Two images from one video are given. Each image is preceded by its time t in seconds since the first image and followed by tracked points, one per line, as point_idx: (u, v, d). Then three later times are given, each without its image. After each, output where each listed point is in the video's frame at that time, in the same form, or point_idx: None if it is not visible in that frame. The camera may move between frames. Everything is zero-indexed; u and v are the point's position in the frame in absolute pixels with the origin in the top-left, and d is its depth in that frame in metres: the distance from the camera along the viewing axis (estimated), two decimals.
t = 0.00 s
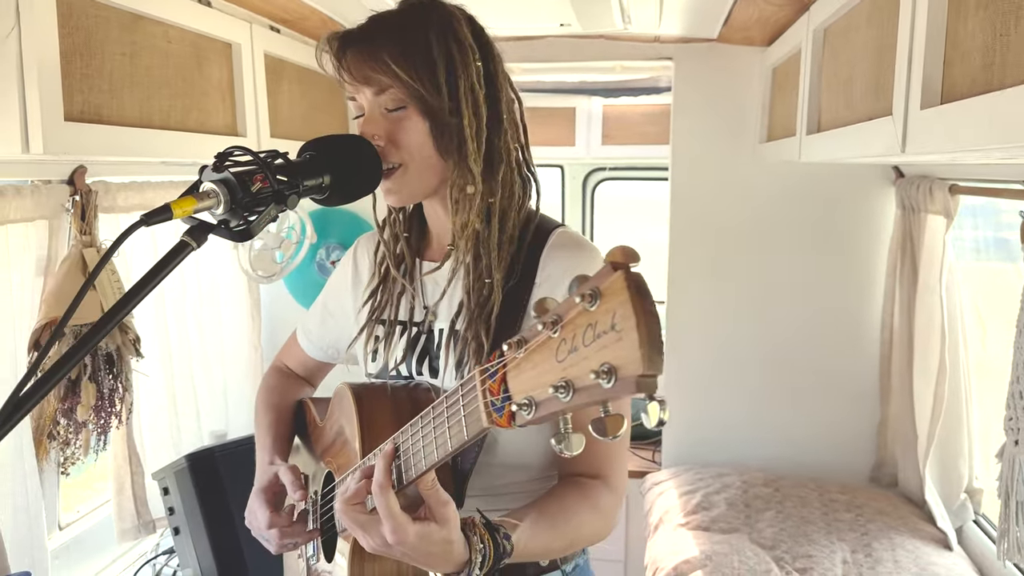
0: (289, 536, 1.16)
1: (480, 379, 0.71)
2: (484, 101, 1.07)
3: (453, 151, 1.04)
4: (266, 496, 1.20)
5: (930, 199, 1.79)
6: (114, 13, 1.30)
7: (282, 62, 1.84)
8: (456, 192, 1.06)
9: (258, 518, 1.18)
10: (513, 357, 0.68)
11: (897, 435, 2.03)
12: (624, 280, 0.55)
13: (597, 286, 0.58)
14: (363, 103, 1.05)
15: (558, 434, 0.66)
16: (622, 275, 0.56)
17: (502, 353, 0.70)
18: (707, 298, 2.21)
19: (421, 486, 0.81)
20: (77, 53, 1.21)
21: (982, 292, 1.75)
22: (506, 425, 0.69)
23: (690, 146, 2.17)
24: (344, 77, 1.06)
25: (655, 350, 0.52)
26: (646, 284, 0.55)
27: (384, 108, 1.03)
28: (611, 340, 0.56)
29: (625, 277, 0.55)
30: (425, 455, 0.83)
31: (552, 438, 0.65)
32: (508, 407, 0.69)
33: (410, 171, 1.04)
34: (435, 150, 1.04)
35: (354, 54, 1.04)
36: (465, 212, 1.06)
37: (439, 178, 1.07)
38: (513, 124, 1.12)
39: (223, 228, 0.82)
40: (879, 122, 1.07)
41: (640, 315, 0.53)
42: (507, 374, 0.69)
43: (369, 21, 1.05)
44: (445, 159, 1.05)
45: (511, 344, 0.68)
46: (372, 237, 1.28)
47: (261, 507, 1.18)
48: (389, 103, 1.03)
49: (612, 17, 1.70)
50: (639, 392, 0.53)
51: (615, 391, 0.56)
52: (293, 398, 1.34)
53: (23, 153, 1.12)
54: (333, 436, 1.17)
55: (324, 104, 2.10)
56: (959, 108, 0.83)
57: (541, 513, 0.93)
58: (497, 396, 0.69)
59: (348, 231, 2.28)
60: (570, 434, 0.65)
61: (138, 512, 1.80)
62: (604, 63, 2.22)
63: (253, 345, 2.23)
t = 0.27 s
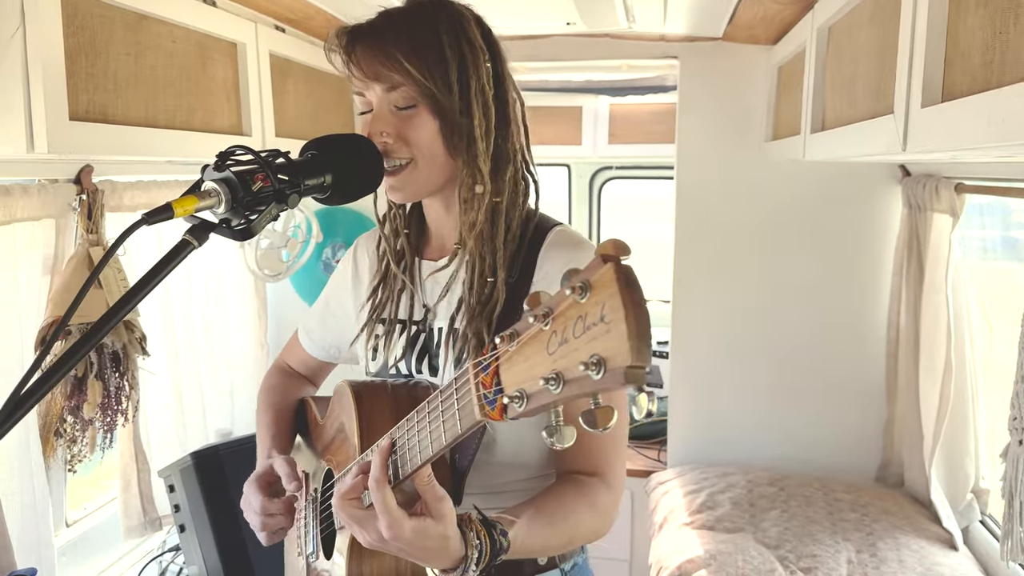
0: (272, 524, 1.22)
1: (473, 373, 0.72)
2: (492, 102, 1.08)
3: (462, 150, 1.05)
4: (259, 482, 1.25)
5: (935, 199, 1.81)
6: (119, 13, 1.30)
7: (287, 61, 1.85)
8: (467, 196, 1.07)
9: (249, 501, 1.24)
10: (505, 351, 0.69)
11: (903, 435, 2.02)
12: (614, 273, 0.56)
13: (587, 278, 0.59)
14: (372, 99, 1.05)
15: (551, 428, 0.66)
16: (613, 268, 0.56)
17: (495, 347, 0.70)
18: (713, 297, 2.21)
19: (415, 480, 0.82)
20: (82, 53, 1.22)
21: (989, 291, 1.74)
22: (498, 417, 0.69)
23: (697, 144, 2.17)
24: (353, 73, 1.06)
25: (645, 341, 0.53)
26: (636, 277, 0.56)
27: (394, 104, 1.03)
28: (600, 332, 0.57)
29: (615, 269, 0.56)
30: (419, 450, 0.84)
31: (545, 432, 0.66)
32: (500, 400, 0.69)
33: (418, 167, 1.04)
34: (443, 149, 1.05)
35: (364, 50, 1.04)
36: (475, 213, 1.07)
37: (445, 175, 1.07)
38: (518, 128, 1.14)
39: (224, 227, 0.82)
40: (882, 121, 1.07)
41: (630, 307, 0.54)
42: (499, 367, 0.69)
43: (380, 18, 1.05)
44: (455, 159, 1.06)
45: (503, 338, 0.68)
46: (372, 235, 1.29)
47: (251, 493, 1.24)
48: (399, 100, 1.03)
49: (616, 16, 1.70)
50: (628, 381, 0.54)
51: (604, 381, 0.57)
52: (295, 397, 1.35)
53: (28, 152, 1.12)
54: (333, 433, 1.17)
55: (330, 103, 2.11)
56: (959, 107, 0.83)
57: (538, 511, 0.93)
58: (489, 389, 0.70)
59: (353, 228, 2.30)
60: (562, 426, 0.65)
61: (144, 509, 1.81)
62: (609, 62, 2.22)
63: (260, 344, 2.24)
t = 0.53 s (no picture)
0: (282, 534, 1.19)
1: (463, 369, 0.73)
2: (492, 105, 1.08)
3: (461, 155, 1.05)
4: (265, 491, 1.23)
5: (941, 197, 1.79)
6: (122, 13, 1.31)
7: (291, 61, 1.86)
8: (467, 199, 1.07)
9: (256, 512, 1.21)
10: (495, 346, 0.70)
11: (909, 435, 2.01)
12: (599, 266, 0.57)
13: (573, 272, 0.59)
14: (371, 101, 1.05)
15: (540, 421, 0.66)
16: (597, 261, 0.57)
17: (485, 343, 0.71)
18: (718, 298, 2.21)
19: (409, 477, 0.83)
20: (85, 52, 1.22)
21: (995, 291, 1.73)
22: (488, 412, 0.70)
23: (702, 143, 2.17)
24: (352, 73, 1.06)
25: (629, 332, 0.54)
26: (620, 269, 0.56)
27: (394, 107, 1.03)
28: (586, 325, 0.58)
29: (599, 263, 0.56)
30: (413, 446, 0.84)
31: (534, 426, 0.66)
32: (489, 395, 0.70)
33: (417, 171, 1.04)
34: (441, 152, 1.05)
35: (364, 51, 1.04)
36: (474, 215, 1.07)
37: (444, 178, 1.08)
38: (517, 131, 1.14)
39: (223, 226, 0.81)
40: (884, 119, 1.06)
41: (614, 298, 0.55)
42: (489, 363, 0.70)
43: (381, 18, 1.05)
44: (454, 162, 1.06)
45: (492, 333, 0.69)
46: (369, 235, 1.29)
47: (258, 502, 1.21)
48: (399, 104, 1.03)
49: (619, 15, 1.70)
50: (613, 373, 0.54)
51: (591, 374, 0.57)
52: (293, 396, 1.36)
53: (31, 152, 1.13)
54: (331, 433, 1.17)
55: (333, 103, 2.11)
56: (957, 105, 0.83)
57: (535, 508, 0.94)
58: (479, 384, 0.71)
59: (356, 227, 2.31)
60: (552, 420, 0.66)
61: (149, 508, 1.82)
62: (614, 61, 2.22)
63: (265, 343, 2.25)
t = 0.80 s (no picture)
0: (276, 528, 1.19)
1: (458, 360, 0.73)
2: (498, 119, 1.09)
3: (460, 162, 1.05)
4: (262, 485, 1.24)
5: (945, 196, 1.79)
6: (124, 12, 1.31)
7: (294, 60, 1.86)
8: (461, 205, 1.06)
9: (253, 505, 1.22)
10: (489, 336, 0.70)
11: (913, 434, 2.01)
12: (590, 253, 0.57)
13: (564, 260, 0.60)
14: (377, 97, 1.05)
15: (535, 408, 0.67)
16: (588, 247, 0.57)
17: (478, 333, 0.72)
18: (723, 298, 2.20)
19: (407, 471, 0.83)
20: (88, 51, 1.23)
21: (999, 290, 1.72)
22: (483, 402, 0.71)
23: (706, 142, 2.16)
24: (362, 68, 1.05)
25: (618, 317, 0.54)
26: (612, 256, 0.57)
27: (399, 107, 1.02)
28: (578, 312, 0.58)
29: (590, 249, 0.57)
30: (409, 439, 0.84)
31: (528, 413, 0.67)
32: (484, 384, 0.70)
33: (412, 172, 1.03)
34: (440, 157, 1.04)
35: (377, 48, 1.04)
36: (467, 223, 1.07)
37: (441, 181, 1.07)
38: (521, 149, 1.15)
39: (222, 224, 0.81)
40: (885, 117, 1.06)
41: (604, 284, 0.55)
42: (483, 352, 0.71)
43: (397, 17, 1.05)
44: (451, 168, 1.06)
45: (486, 322, 0.70)
46: (365, 235, 1.30)
47: (254, 495, 1.22)
48: (404, 104, 1.02)
49: (621, 14, 1.70)
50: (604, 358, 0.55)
51: (583, 360, 0.57)
52: (291, 397, 1.37)
53: (33, 151, 1.13)
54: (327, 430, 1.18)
55: (337, 103, 2.12)
56: (956, 104, 0.83)
57: (531, 503, 0.94)
58: (474, 373, 0.71)
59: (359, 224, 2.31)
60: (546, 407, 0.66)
61: (153, 505, 1.83)
62: (617, 60, 2.22)
63: (269, 341, 2.25)
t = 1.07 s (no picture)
0: (281, 528, 1.19)
1: (462, 353, 0.74)
2: (501, 111, 1.09)
3: (472, 157, 1.06)
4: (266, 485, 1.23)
5: (948, 195, 1.80)
6: (127, 12, 1.32)
7: (297, 59, 1.87)
8: (477, 197, 1.07)
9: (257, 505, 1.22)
10: (494, 328, 0.71)
11: (916, 434, 2.01)
12: (595, 245, 0.57)
13: (570, 251, 0.60)
14: (383, 96, 1.04)
15: (540, 401, 0.67)
16: (592, 239, 0.58)
17: (483, 325, 0.72)
18: (727, 299, 2.20)
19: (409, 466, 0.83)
20: (90, 51, 1.23)
21: (1003, 290, 1.72)
22: (486, 393, 0.70)
23: (708, 141, 2.16)
24: (365, 66, 1.05)
25: (623, 307, 0.54)
26: (617, 248, 0.57)
27: (407, 105, 1.03)
28: (582, 302, 0.58)
29: (595, 241, 0.57)
30: (410, 434, 0.85)
31: (532, 405, 0.66)
32: (488, 375, 0.70)
33: (421, 171, 1.03)
34: (450, 154, 1.05)
35: (381, 46, 1.04)
36: (483, 219, 1.07)
37: (448, 180, 1.08)
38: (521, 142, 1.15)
39: (223, 223, 0.81)
40: (886, 116, 1.06)
41: (610, 275, 0.55)
42: (488, 344, 0.71)
43: (399, 16, 1.04)
44: (461, 164, 1.06)
45: (491, 315, 0.70)
46: (365, 234, 1.30)
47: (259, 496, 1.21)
48: (414, 102, 1.03)
49: (623, 12, 1.70)
50: (608, 348, 0.55)
51: (587, 350, 0.57)
52: (291, 396, 1.37)
53: (36, 150, 1.14)
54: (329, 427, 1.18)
55: (339, 102, 2.12)
56: (956, 103, 0.83)
57: (536, 498, 0.94)
58: (478, 365, 0.71)
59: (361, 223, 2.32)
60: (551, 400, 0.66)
61: (157, 504, 1.83)
62: (620, 59, 2.22)
63: (272, 340, 2.26)
